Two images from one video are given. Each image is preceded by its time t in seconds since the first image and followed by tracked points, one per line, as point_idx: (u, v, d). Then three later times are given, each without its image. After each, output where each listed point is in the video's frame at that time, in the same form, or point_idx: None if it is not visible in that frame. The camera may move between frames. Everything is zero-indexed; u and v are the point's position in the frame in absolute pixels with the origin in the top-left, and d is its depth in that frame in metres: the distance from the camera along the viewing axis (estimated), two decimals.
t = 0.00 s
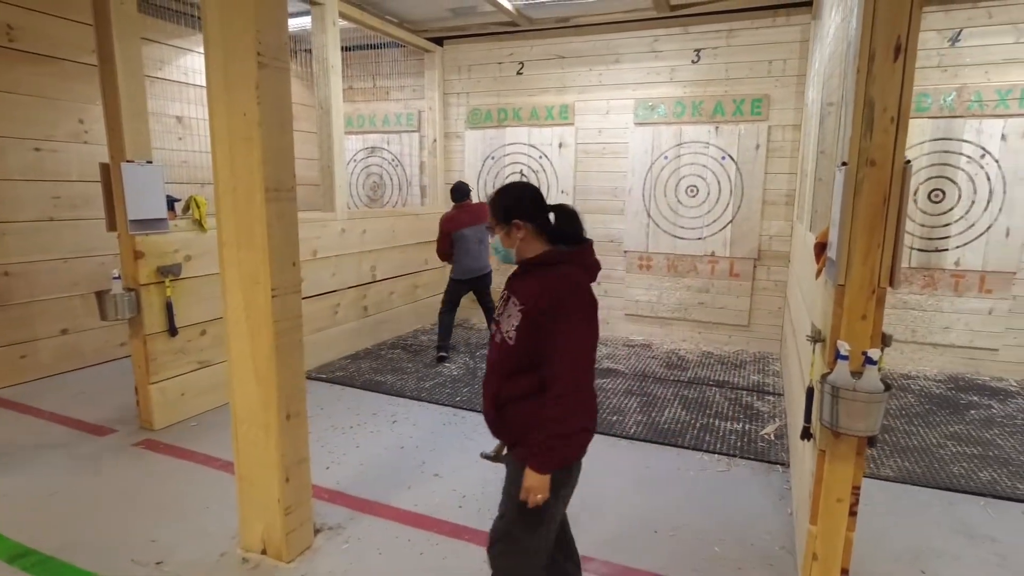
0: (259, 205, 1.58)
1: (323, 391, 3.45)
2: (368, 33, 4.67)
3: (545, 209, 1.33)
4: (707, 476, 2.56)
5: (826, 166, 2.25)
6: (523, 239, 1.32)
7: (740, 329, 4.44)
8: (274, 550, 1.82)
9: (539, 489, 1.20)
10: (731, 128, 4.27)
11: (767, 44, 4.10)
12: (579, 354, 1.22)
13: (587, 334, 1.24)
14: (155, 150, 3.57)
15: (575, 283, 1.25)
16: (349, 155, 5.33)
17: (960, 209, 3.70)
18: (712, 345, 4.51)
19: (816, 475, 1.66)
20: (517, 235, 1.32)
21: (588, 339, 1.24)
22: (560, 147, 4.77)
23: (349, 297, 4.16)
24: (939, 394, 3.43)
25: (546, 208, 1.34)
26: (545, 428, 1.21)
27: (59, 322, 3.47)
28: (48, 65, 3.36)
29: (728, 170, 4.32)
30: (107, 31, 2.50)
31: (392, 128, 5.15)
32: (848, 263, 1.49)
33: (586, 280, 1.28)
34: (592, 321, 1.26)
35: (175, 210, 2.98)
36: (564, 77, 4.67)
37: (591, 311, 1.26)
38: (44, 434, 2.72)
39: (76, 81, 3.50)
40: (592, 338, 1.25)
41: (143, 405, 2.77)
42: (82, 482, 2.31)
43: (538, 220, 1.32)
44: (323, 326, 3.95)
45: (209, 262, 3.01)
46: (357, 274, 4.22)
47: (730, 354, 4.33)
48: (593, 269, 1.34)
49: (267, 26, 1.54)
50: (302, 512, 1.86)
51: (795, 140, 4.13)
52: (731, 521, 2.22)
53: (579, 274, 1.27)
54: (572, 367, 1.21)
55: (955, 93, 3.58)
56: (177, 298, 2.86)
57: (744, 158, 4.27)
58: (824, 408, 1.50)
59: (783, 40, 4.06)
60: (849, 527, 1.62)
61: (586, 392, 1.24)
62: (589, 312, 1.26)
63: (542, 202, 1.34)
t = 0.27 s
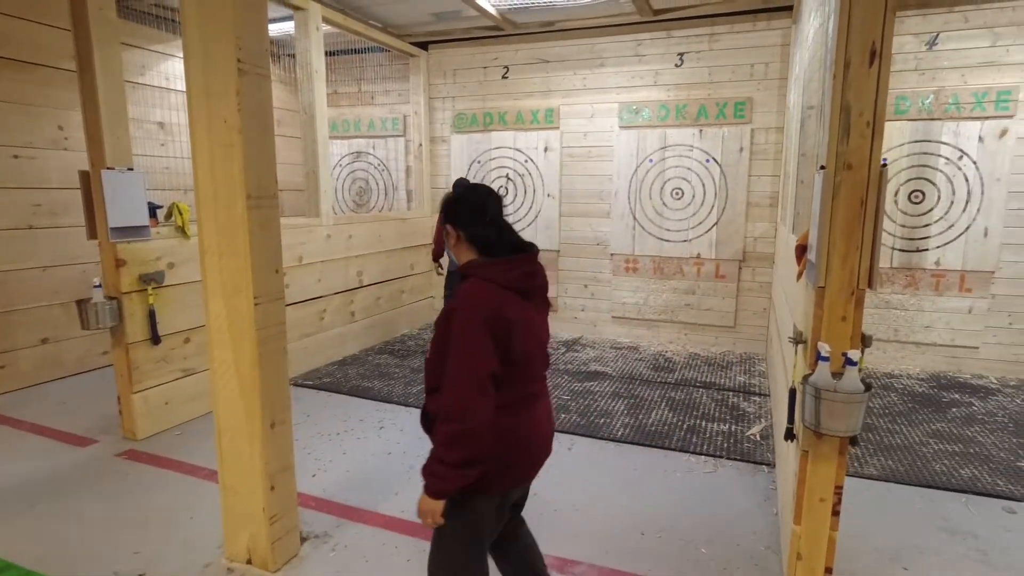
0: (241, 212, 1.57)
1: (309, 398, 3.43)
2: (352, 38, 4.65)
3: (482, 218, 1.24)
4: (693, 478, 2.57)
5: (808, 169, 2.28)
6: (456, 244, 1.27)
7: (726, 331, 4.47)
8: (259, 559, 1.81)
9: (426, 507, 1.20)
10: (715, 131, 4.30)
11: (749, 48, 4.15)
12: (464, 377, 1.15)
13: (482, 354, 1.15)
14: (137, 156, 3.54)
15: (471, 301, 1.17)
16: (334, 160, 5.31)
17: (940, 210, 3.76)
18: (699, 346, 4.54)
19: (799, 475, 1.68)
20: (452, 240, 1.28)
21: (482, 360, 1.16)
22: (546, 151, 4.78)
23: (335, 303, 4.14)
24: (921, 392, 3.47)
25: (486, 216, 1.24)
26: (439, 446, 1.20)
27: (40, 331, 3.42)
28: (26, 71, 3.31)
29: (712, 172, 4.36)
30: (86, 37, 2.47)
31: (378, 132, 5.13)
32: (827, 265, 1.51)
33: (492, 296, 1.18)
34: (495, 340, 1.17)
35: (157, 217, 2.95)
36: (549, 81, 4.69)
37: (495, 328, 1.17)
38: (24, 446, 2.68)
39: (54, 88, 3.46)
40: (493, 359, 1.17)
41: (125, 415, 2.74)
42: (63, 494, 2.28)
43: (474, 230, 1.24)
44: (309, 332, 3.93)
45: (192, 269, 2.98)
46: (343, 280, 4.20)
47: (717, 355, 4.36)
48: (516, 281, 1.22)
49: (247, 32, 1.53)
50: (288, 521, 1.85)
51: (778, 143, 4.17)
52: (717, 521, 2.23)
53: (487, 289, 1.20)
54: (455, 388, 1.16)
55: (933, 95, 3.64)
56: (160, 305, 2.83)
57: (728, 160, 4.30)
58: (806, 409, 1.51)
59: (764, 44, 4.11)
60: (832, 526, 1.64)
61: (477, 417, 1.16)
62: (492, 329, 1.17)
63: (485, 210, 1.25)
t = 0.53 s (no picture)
0: (237, 230, 1.58)
1: (306, 412, 3.42)
2: (347, 53, 4.69)
3: (454, 232, 1.21)
4: (690, 488, 2.57)
5: (799, 180, 2.30)
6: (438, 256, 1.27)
7: (721, 340, 4.49)
8: None
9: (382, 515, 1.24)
10: (707, 142, 4.34)
11: (740, 59, 4.19)
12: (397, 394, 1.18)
13: (414, 372, 1.16)
14: (132, 172, 3.55)
15: (409, 320, 1.19)
16: (329, 173, 5.33)
17: (931, 217, 3.79)
18: (695, 355, 4.55)
19: (794, 485, 1.69)
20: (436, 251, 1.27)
21: (414, 379, 1.16)
22: (540, 162, 4.81)
23: (331, 316, 4.15)
24: (916, 400, 3.49)
25: (457, 230, 1.21)
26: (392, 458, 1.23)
27: (34, 347, 3.42)
28: (21, 88, 3.33)
29: (705, 182, 4.39)
30: (83, 56, 2.50)
31: (373, 145, 5.15)
32: (818, 275, 1.53)
33: (437, 313, 1.18)
34: (429, 359, 1.17)
35: (152, 233, 2.96)
36: (543, 93, 4.73)
37: (430, 346, 1.17)
38: (19, 463, 2.67)
39: (50, 105, 3.47)
40: (431, 377, 1.17)
41: (121, 432, 2.73)
42: (58, 512, 2.27)
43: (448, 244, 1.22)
44: (305, 346, 3.93)
45: (188, 284, 2.99)
46: (339, 293, 4.21)
47: (712, 364, 4.37)
48: (467, 298, 1.19)
49: (242, 52, 1.55)
50: (285, 537, 1.84)
51: (770, 153, 4.21)
52: (714, 532, 2.24)
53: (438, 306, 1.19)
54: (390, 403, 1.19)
55: (921, 105, 3.69)
56: (156, 321, 2.84)
57: (720, 170, 4.34)
58: (800, 419, 1.52)
59: (754, 55, 4.16)
60: (828, 536, 1.64)
61: (411, 435, 1.17)
62: (427, 348, 1.17)
63: (461, 225, 1.21)
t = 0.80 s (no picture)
0: (255, 239, 1.60)
1: (321, 418, 3.44)
2: (360, 62, 4.73)
3: (480, 239, 1.22)
4: (708, 494, 2.56)
5: (814, 183, 2.29)
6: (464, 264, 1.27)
7: (737, 344, 4.46)
8: None
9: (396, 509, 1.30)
10: (720, 145, 4.33)
11: (752, 63, 4.18)
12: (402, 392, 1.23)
13: (414, 372, 1.21)
14: (150, 182, 3.60)
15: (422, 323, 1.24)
16: (343, 181, 5.37)
17: (949, 219, 3.75)
18: (710, 360, 4.52)
19: (814, 491, 1.67)
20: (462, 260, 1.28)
21: (414, 380, 1.21)
22: (553, 168, 4.82)
23: (346, 323, 4.17)
24: (936, 404, 3.44)
25: (483, 236, 1.22)
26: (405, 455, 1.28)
27: (56, 356, 3.47)
28: (44, 102, 3.39)
29: (718, 186, 4.37)
30: (104, 70, 2.54)
31: (386, 153, 5.19)
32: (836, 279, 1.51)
33: (442, 318, 1.21)
34: (429, 362, 1.19)
35: (171, 242, 3.00)
36: (554, 99, 4.74)
37: (429, 349, 1.19)
38: (42, 470, 2.71)
39: (71, 117, 3.54)
40: (429, 379, 1.19)
41: (140, 439, 2.76)
42: (80, 518, 2.29)
43: (474, 250, 1.23)
44: (320, 353, 3.96)
45: (206, 292, 3.02)
46: (353, 300, 4.23)
47: (728, 369, 4.34)
48: (470, 306, 1.18)
49: (260, 63, 1.57)
50: (303, 543, 1.85)
51: (784, 156, 4.18)
52: (732, 538, 2.22)
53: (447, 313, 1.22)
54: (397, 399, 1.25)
55: (938, 106, 3.65)
56: (175, 329, 2.87)
57: (734, 174, 4.32)
58: (820, 424, 1.51)
59: (767, 58, 4.14)
60: (850, 542, 1.62)
61: (409, 432, 1.21)
62: (428, 350, 1.20)
63: (488, 232, 1.22)
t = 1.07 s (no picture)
0: (276, 242, 1.61)
1: (339, 419, 3.46)
2: (377, 65, 4.76)
3: (497, 239, 1.21)
4: (726, 498, 2.53)
5: (835, 184, 2.26)
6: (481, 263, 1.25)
7: (754, 347, 4.42)
8: None
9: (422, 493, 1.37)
10: (738, 146, 4.30)
11: (770, 63, 4.15)
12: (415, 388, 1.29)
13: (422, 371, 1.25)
14: (172, 185, 3.66)
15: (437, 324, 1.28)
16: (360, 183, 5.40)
17: (972, 220, 3.69)
18: (727, 363, 4.49)
19: (836, 497, 1.65)
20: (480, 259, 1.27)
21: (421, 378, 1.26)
22: (568, 170, 4.81)
23: (363, 324, 4.20)
24: (960, 408, 3.38)
25: (501, 236, 1.21)
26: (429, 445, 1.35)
27: (80, 356, 3.53)
28: (70, 107, 3.46)
29: (736, 187, 4.34)
30: (128, 75, 2.58)
31: (402, 155, 5.21)
32: (859, 282, 1.49)
33: (450, 321, 1.23)
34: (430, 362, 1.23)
35: (192, 244, 3.04)
36: (570, 101, 4.73)
37: (432, 350, 1.23)
38: (66, 469, 2.75)
39: (96, 122, 3.60)
40: (434, 378, 1.23)
41: (162, 438, 2.80)
42: (104, 517, 2.33)
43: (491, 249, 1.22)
44: (337, 354, 3.99)
45: (226, 294, 3.06)
46: (370, 302, 4.26)
47: (745, 372, 4.30)
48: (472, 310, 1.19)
49: (281, 68, 1.59)
50: (322, 544, 1.87)
51: (803, 156, 4.14)
52: (751, 543, 2.20)
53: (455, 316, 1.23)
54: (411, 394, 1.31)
55: (961, 105, 3.60)
56: (195, 331, 2.91)
57: (752, 175, 4.28)
58: (843, 429, 1.49)
59: (786, 58, 4.10)
60: (872, 549, 1.60)
61: (416, 427, 1.28)
62: (431, 351, 1.23)
63: (507, 233, 1.21)
